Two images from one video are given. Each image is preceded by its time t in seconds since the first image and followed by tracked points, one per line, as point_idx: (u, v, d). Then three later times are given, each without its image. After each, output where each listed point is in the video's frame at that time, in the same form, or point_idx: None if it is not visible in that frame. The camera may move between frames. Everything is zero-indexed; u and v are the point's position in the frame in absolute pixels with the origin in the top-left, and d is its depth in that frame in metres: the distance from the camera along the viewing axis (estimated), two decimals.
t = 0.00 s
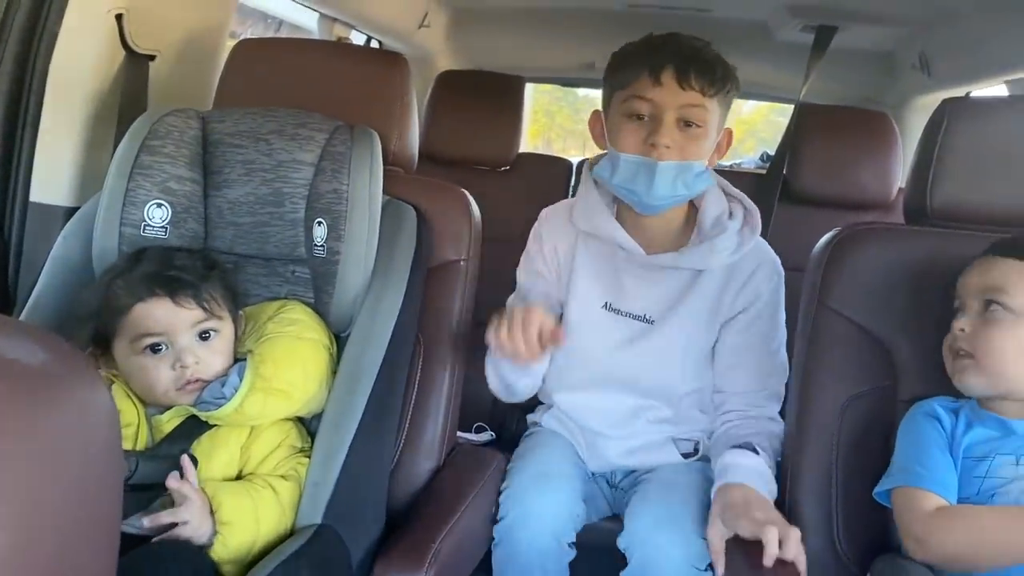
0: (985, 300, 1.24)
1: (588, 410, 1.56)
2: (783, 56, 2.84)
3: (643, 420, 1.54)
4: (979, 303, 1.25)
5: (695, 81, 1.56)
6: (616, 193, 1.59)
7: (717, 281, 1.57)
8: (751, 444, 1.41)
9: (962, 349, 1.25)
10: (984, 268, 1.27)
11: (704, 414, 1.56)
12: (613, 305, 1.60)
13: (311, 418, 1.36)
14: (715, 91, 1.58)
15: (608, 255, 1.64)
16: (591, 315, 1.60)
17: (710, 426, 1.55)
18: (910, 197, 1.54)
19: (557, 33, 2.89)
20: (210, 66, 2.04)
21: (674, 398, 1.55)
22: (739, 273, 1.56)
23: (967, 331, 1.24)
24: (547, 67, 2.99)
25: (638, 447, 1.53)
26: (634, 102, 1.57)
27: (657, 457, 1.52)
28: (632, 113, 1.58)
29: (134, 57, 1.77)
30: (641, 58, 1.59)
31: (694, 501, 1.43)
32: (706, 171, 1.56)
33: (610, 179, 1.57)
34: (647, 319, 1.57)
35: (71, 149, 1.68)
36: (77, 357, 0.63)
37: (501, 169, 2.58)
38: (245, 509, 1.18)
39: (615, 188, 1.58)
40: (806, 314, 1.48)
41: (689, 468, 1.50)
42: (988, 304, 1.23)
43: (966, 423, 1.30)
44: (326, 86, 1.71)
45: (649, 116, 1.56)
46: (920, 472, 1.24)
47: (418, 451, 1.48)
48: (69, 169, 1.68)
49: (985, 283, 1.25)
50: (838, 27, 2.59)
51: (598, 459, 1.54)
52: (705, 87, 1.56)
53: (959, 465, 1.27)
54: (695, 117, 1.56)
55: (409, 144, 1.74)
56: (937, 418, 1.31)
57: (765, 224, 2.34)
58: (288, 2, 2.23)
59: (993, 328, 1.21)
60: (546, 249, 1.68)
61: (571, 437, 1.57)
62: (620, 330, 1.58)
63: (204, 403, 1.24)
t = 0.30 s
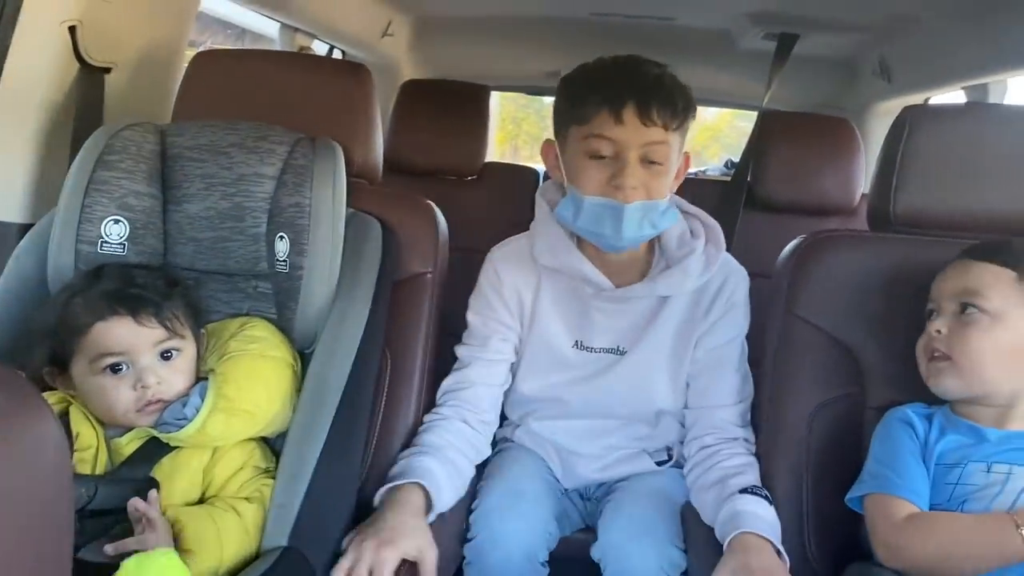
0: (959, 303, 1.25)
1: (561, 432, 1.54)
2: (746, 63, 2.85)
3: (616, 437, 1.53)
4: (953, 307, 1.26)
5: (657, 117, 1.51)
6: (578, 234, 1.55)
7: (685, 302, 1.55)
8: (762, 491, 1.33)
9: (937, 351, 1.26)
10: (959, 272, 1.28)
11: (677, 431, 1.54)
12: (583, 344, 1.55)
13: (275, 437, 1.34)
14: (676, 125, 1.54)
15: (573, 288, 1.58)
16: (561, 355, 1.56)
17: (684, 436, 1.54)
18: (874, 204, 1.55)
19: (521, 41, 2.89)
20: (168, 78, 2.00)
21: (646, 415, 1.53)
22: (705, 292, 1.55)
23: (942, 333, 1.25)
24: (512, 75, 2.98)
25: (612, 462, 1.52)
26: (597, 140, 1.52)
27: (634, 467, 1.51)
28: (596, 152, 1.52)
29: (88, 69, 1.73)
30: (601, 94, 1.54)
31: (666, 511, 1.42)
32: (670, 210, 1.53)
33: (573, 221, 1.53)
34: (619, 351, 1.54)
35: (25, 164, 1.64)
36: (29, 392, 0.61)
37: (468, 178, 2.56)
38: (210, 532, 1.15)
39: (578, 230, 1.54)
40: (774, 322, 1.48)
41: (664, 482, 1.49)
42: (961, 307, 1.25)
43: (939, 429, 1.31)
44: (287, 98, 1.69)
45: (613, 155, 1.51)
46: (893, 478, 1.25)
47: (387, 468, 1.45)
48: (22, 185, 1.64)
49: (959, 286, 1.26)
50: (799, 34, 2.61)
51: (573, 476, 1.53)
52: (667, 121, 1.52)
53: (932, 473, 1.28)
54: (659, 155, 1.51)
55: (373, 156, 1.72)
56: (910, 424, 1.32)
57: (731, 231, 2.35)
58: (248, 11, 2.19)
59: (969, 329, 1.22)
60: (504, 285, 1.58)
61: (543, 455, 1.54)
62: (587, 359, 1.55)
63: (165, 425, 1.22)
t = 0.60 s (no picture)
0: (961, 308, 1.25)
1: (540, 433, 1.55)
2: (726, 67, 2.87)
3: (594, 439, 1.54)
4: (954, 312, 1.26)
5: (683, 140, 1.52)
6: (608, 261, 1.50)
7: (661, 307, 1.54)
8: (737, 491, 1.34)
9: (937, 355, 1.26)
10: (954, 276, 1.28)
11: (657, 434, 1.54)
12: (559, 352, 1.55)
13: (256, 442, 1.33)
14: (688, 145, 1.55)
15: (548, 294, 1.57)
16: (536, 360, 1.55)
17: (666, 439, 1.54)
18: (852, 207, 1.56)
19: (503, 45, 2.89)
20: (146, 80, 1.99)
21: (623, 419, 1.53)
22: (681, 297, 1.54)
23: (944, 338, 1.25)
24: (493, 80, 2.98)
25: (591, 462, 1.53)
26: (636, 168, 1.48)
27: (613, 467, 1.52)
28: (636, 180, 1.48)
29: (66, 71, 1.72)
30: (626, 117, 1.50)
31: (647, 512, 1.43)
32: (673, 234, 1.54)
33: (614, 253, 1.48)
34: (595, 358, 1.53)
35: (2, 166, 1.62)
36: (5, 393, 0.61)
37: (449, 182, 2.56)
38: (189, 536, 1.14)
39: (614, 260, 1.49)
40: (753, 325, 1.49)
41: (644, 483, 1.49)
42: (964, 313, 1.25)
43: (919, 430, 1.32)
44: (268, 101, 1.68)
45: (655, 182, 1.48)
46: (872, 476, 1.26)
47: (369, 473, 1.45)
48: None
49: (959, 291, 1.26)
50: (778, 39, 2.63)
51: (552, 478, 1.54)
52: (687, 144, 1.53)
53: (911, 473, 1.29)
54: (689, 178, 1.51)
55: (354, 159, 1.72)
56: (890, 424, 1.33)
57: (710, 235, 2.37)
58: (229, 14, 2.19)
59: (972, 335, 1.23)
60: (478, 289, 1.57)
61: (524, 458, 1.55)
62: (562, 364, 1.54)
63: (143, 429, 1.20)
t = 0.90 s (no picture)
0: (965, 313, 1.26)
1: (527, 434, 1.55)
2: (712, 70, 2.88)
3: (582, 440, 1.54)
4: (957, 316, 1.27)
5: (673, 151, 1.51)
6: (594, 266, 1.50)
7: (651, 312, 1.54)
8: (723, 492, 1.34)
9: (938, 358, 1.26)
10: (958, 282, 1.29)
11: (645, 437, 1.54)
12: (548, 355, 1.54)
13: (239, 443, 1.32)
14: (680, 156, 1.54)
15: (539, 298, 1.56)
16: (526, 363, 1.55)
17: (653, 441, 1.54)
18: (838, 209, 1.57)
19: (489, 46, 2.88)
20: (131, 79, 1.98)
21: (613, 421, 1.52)
22: (671, 300, 1.54)
23: (948, 342, 1.25)
24: (479, 81, 2.97)
25: (580, 462, 1.53)
26: (623, 173, 1.48)
27: (600, 468, 1.52)
28: (622, 185, 1.48)
29: (49, 69, 1.70)
30: (614, 121, 1.50)
31: (633, 513, 1.43)
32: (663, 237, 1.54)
33: (599, 256, 1.48)
34: (585, 361, 1.53)
35: None
36: None
37: (435, 183, 2.55)
38: (172, 538, 1.13)
39: (600, 264, 1.49)
40: (740, 325, 1.50)
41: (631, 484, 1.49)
42: (968, 318, 1.26)
43: (908, 430, 1.33)
44: (254, 100, 1.67)
45: (641, 188, 1.47)
46: (859, 476, 1.27)
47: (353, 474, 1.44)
48: None
49: (963, 296, 1.27)
50: (763, 41, 2.64)
51: (540, 480, 1.53)
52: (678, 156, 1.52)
53: (898, 472, 1.30)
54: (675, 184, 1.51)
55: (340, 159, 1.71)
56: (880, 424, 1.34)
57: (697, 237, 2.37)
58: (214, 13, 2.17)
59: (977, 340, 1.23)
60: (469, 291, 1.57)
61: (512, 458, 1.54)
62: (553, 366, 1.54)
63: (126, 429, 1.19)
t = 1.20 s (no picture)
0: (950, 313, 1.26)
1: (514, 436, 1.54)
2: (700, 70, 2.89)
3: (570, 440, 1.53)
4: (942, 317, 1.27)
5: (663, 159, 1.48)
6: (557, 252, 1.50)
7: (637, 314, 1.55)
8: (708, 491, 1.34)
9: (924, 358, 1.26)
10: (945, 282, 1.29)
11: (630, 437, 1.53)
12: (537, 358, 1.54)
13: (224, 443, 1.31)
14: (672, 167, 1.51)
15: (529, 300, 1.56)
16: (516, 366, 1.55)
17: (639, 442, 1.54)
18: (824, 209, 1.57)
19: (476, 45, 2.87)
20: (114, 75, 1.96)
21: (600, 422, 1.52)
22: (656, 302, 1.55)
23: (933, 342, 1.26)
24: (466, 80, 2.96)
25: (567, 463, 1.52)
26: (600, 164, 1.45)
27: (586, 468, 1.52)
28: (596, 176, 1.46)
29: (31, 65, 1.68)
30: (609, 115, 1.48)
31: (619, 512, 1.43)
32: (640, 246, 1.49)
33: (556, 240, 1.48)
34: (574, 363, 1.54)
35: None
36: None
37: (422, 182, 2.55)
38: (155, 538, 1.12)
39: (559, 250, 1.49)
40: (727, 324, 1.50)
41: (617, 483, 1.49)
42: (953, 318, 1.26)
43: (893, 429, 1.33)
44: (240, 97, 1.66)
45: (618, 184, 1.45)
46: (846, 476, 1.27)
47: (339, 475, 1.43)
48: None
49: (949, 297, 1.27)
50: (750, 42, 2.64)
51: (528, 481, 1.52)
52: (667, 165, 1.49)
53: (884, 472, 1.30)
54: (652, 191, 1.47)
55: (326, 157, 1.70)
56: (866, 423, 1.34)
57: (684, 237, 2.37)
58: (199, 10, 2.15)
59: (962, 340, 1.24)
60: (465, 295, 1.55)
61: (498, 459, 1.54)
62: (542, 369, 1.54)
63: (109, 430, 1.18)
